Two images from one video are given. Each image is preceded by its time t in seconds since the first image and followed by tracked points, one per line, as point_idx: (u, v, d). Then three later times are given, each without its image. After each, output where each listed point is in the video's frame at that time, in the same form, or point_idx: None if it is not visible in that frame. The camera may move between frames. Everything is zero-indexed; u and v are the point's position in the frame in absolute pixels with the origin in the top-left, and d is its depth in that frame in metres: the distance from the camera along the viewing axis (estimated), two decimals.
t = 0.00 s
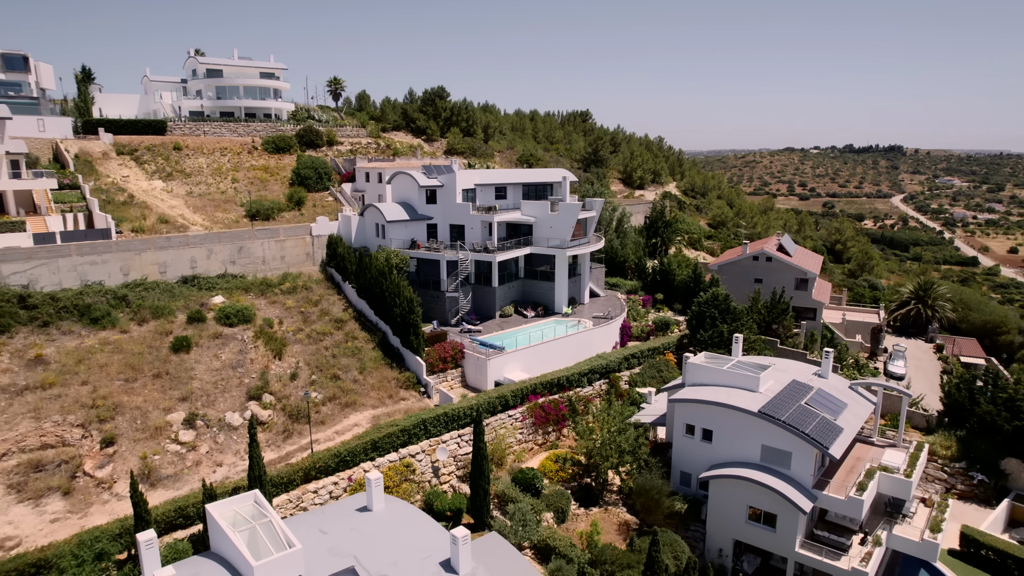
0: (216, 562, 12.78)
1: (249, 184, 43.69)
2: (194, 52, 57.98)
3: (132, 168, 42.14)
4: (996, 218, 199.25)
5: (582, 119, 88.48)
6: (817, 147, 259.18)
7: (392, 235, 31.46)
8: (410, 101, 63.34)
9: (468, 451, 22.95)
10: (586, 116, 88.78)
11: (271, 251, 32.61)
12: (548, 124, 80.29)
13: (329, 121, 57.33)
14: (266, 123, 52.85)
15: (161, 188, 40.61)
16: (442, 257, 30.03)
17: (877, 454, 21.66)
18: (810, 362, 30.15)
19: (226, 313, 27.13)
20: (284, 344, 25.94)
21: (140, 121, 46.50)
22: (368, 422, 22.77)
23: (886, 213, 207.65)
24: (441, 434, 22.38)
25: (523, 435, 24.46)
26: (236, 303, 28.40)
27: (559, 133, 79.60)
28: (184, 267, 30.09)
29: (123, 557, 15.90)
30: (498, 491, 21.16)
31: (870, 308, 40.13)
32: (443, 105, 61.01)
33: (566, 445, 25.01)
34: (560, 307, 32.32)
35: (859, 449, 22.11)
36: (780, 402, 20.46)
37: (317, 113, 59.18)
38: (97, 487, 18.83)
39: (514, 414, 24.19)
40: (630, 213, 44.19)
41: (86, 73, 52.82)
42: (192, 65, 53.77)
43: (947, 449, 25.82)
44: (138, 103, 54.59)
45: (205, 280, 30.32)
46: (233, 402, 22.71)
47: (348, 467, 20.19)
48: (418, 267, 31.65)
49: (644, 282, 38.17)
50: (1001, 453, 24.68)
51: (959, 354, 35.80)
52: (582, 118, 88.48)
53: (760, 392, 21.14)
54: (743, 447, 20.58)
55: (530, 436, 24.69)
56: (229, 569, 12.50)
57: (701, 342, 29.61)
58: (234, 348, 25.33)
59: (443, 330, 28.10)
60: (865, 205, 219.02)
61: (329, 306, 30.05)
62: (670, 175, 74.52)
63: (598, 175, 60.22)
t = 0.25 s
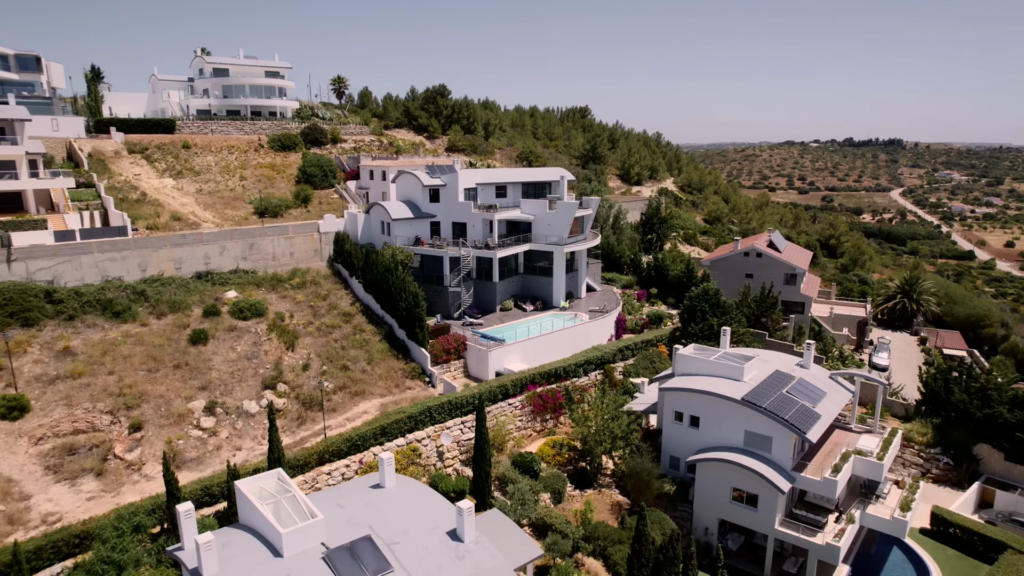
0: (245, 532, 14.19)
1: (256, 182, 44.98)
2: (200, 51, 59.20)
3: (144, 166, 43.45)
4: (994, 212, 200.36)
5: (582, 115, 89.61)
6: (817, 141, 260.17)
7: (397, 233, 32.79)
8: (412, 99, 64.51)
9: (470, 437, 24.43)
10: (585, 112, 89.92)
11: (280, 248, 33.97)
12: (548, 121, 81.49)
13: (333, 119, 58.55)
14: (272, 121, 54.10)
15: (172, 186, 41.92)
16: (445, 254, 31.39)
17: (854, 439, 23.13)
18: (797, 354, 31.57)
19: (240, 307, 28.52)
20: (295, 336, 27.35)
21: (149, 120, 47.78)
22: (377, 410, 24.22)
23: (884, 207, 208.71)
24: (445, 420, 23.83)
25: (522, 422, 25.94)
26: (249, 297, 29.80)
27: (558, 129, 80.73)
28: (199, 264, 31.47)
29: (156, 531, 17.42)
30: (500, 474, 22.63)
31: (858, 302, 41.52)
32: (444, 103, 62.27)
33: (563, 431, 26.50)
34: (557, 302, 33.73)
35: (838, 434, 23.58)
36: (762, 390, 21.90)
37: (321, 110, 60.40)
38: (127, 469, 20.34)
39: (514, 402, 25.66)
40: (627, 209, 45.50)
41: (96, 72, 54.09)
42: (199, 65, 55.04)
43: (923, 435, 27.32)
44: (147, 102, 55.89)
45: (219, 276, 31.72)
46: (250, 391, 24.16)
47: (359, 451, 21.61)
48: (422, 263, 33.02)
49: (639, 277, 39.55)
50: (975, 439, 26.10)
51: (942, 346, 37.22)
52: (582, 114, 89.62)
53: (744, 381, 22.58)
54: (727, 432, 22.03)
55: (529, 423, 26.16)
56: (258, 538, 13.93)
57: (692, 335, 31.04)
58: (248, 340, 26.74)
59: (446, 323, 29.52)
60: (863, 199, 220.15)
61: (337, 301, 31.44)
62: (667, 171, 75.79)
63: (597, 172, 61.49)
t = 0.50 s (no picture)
0: (269, 508, 15.61)
1: (264, 179, 46.32)
2: (205, 50, 60.39)
3: (154, 165, 44.78)
4: (991, 206, 201.50)
5: (581, 111, 90.80)
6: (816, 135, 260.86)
7: (402, 231, 34.16)
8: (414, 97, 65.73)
9: (472, 424, 25.90)
10: (584, 108, 91.11)
11: (289, 245, 35.33)
12: (547, 117, 82.66)
13: (336, 117, 59.80)
14: (277, 119, 55.37)
15: (183, 184, 43.26)
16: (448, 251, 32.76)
17: (833, 426, 24.60)
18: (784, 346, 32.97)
19: (253, 301, 29.93)
20: (306, 329, 28.79)
21: (159, 119, 49.09)
22: (384, 399, 25.69)
23: (883, 201, 209.83)
24: (449, 409, 25.29)
25: (522, 410, 27.42)
26: (261, 292, 31.20)
27: (558, 125, 81.91)
28: (212, 260, 32.83)
29: (184, 508, 18.95)
30: (500, 458, 24.13)
31: (846, 296, 42.96)
32: (445, 101, 63.50)
33: (560, 419, 27.99)
34: (555, 296, 35.14)
35: (819, 422, 25.04)
36: (746, 379, 23.35)
37: (325, 108, 61.63)
38: (153, 453, 21.83)
39: (513, 391, 27.12)
40: (623, 207, 46.83)
41: (105, 71, 55.36)
42: (206, 64, 56.30)
43: (902, 423, 28.84)
44: (155, 100, 57.18)
45: (231, 272, 33.08)
46: (264, 381, 25.61)
47: (369, 437, 23.07)
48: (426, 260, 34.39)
49: (634, 272, 40.97)
50: (950, 427, 27.53)
51: (926, 339, 38.64)
52: (581, 111, 90.81)
53: (730, 372, 24.03)
54: (714, 420, 23.48)
55: (528, 411, 27.64)
56: (281, 512, 15.37)
57: (683, 328, 32.49)
58: (262, 334, 28.18)
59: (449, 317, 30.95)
60: (862, 193, 221.24)
61: (345, 295, 32.86)
62: (665, 167, 77.08)
63: (595, 169, 62.82)
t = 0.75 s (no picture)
0: (291, 486, 17.05)
1: (270, 177, 47.64)
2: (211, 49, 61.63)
3: (164, 163, 46.09)
4: (989, 200, 202.56)
5: (580, 107, 91.97)
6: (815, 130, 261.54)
7: (406, 228, 35.55)
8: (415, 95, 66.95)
9: (474, 412, 27.38)
10: (583, 105, 92.29)
11: (298, 241, 36.70)
12: (546, 114, 83.80)
13: (340, 115, 61.06)
14: (282, 118, 56.63)
15: (192, 182, 44.57)
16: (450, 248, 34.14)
17: (815, 414, 26.06)
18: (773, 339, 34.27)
19: (264, 296, 31.34)
20: (316, 322, 30.22)
21: (167, 118, 50.43)
22: (391, 388, 27.17)
23: (881, 195, 210.88)
24: (452, 397, 26.76)
25: (521, 400, 28.91)
26: (271, 287, 32.59)
27: (557, 121, 83.09)
28: (224, 256, 34.20)
29: (208, 488, 20.44)
30: (501, 444, 25.62)
31: (835, 291, 44.40)
32: (447, 99, 64.73)
33: (558, 408, 29.47)
34: (554, 291, 36.57)
35: (801, 410, 26.51)
36: (731, 370, 24.79)
37: (328, 106, 62.86)
38: (176, 438, 23.31)
39: (513, 381, 28.60)
40: (619, 204, 48.04)
41: (114, 70, 56.70)
42: (212, 63, 57.61)
43: (883, 412, 30.35)
44: (162, 99, 58.53)
45: (242, 268, 34.45)
46: (278, 372, 27.07)
47: (378, 424, 24.52)
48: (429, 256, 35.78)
49: (630, 268, 42.38)
50: (927, 415, 29.02)
51: (911, 332, 40.04)
52: (580, 107, 91.98)
53: (717, 363, 25.46)
54: (702, 408, 24.93)
55: (527, 400, 29.13)
56: (302, 490, 16.81)
57: (676, 322, 33.95)
58: (273, 327, 29.61)
59: (452, 311, 32.37)
60: (860, 187, 222.22)
61: (351, 290, 34.27)
62: (662, 163, 78.34)
63: (593, 165, 64.12)
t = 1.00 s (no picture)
0: (309, 468, 18.50)
1: (277, 175, 49.00)
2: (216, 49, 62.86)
3: (174, 162, 47.46)
4: (987, 195, 203.64)
5: (579, 105, 93.17)
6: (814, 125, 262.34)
7: (411, 227, 36.97)
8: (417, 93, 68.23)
9: (477, 402, 28.88)
10: (583, 102, 93.51)
11: (306, 239, 38.07)
12: (546, 111, 85.02)
13: (344, 114, 62.35)
14: (288, 117, 57.95)
15: (202, 180, 45.95)
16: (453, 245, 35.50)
17: (799, 404, 27.53)
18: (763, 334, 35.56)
19: (276, 292, 32.77)
20: (325, 317, 31.68)
21: (176, 117, 51.78)
22: (398, 379, 28.66)
23: (879, 191, 212.00)
24: (456, 388, 28.23)
25: (521, 391, 30.38)
26: (282, 283, 34.03)
27: (557, 119, 84.31)
28: (235, 254, 35.60)
29: (230, 471, 21.97)
30: (502, 432, 27.11)
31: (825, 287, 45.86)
32: (448, 98, 66.03)
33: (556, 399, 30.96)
34: (552, 287, 38.01)
35: (786, 400, 28.00)
36: (719, 362, 26.26)
37: (332, 105, 64.15)
38: (197, 426, 24.81)
39: (513, 373, 30.06)
40: (616, 203, 49.21)
41: (123, 70, 57.99)
42: (219, 63, 58.83)
43: (866, 403, 31.88)
44: (170, 98, 59.84)
45: (253, 264, 35.85)
46: (290, 364, 28.56)
47: (386, 413, 25.98)
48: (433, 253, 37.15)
49: (626, 264, 43.81)
50: (907, 406, 30.55)
51: (897, 326, 41.49)
52: (579, 104, 93.18)
53: (705, 355, 26.93)
54: (691, 398, 26.40)
55: (527, 391, 30.63)
56: (320, 471, 18.27)
57: (669, 317, 35.42)
58: (285, 321, 31.07)
59: (455, 307, 33.80)
60: (859, 182, 223.28)
61: (358, 286, 35.70)
62: (660, 160, 79.67)
63: (592, 163, 65.50)
